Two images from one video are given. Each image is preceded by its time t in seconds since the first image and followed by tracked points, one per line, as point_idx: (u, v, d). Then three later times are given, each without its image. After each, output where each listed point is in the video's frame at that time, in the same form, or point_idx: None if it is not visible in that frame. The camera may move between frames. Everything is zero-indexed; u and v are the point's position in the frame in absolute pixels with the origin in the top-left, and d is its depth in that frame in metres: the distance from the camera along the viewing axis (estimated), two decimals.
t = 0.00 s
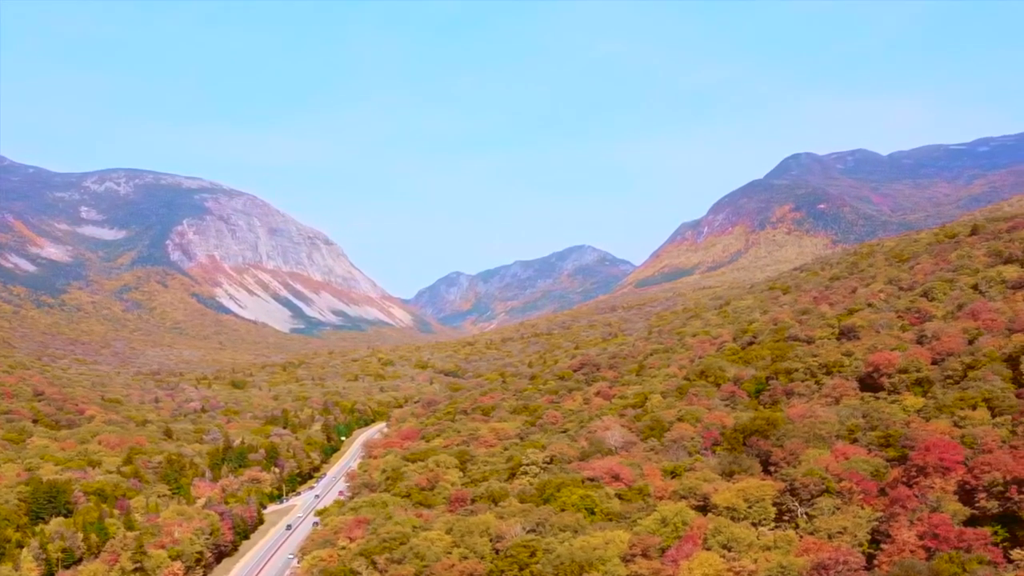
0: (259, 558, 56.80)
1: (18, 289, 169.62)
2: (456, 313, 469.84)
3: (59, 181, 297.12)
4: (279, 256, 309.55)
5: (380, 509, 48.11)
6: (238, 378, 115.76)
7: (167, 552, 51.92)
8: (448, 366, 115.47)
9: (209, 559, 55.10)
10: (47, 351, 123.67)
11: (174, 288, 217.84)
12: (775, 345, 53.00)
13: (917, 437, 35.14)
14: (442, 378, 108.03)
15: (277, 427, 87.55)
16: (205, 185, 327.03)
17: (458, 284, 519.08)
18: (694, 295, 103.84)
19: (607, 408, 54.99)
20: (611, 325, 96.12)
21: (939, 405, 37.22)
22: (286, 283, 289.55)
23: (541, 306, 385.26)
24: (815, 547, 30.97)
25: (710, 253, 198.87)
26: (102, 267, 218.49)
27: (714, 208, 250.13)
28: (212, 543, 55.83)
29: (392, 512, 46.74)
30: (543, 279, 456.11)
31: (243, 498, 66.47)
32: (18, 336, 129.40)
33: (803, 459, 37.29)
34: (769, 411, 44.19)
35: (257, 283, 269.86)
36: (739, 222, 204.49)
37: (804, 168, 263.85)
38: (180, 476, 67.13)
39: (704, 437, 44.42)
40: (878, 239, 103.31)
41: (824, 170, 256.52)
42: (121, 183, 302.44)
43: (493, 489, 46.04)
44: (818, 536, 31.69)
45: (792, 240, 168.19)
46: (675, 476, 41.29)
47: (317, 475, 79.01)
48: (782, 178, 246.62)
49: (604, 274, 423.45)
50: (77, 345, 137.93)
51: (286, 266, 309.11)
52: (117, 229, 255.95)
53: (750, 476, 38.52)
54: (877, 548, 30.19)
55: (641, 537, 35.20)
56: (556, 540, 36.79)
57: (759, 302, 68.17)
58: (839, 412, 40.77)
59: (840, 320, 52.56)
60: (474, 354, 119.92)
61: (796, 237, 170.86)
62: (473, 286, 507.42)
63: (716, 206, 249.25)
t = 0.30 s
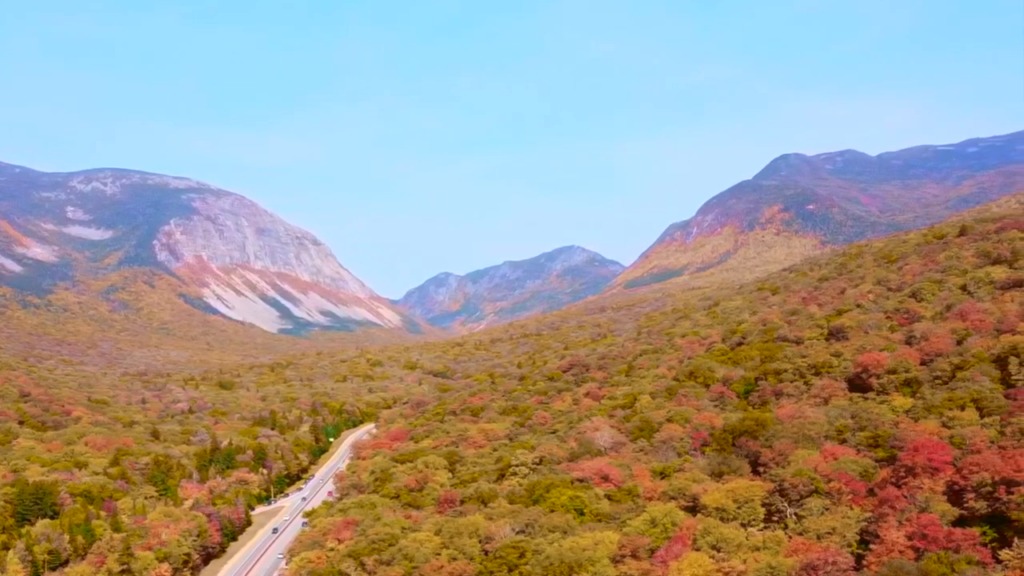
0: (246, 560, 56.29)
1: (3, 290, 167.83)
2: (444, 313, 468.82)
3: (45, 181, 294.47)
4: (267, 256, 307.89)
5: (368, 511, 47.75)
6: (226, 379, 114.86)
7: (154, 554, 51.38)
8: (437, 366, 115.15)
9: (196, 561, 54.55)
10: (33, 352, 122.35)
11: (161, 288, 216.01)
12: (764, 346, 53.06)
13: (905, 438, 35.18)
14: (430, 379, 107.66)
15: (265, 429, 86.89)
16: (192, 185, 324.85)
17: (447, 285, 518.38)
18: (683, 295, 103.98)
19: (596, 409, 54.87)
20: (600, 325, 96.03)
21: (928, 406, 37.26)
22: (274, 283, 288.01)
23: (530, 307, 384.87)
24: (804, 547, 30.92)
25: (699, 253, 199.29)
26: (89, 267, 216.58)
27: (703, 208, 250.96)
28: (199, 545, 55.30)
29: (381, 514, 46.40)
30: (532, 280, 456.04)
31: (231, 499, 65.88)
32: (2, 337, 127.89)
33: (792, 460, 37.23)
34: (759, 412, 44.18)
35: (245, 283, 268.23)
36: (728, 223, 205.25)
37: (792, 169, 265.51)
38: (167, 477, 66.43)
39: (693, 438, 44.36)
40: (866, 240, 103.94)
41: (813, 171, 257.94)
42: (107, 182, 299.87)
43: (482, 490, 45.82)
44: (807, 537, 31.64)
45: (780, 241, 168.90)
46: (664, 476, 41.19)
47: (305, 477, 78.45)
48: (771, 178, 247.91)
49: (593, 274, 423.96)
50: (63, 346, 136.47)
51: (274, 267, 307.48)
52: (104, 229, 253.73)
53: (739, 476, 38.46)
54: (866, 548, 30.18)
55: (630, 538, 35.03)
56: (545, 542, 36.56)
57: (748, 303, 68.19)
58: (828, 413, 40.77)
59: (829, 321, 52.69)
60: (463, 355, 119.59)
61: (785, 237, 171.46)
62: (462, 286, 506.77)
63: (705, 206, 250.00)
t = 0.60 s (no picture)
0: (237, 561, 55.88)
1: None
2: (436, 314, 468.04)
3: (36, 181, 292.46)
4: (259, 257, 306.71)
5: (360, 512, 47.48)
6: (217, 380, 114.18)
7: (144, 556, 50.95)
8: (429, 367, 114.87)
9: (186, 562, 54.16)
10: (21, 352, 121.33)
11: (152, 289, 214.70)
12: (757, 346, 53.13)
13: (898, 438, 35.17)
14: (422, 380, 107.39)
15: (256, 429, 86.40)
16: (183, 185, 323.24)
17: (439, 285, 517.73)
18: (675, 296, 104.17)
19: (588, 409, 54.79)
20: (593, 326, 96.08)
21: (921, 406, 37.26)
22: (265, 284, 286.92)
23: (522, 308, 384.48)
24: (796, 548, 30.85)
25: (691, 254, 199.66)
26: (79, 267, 215.25)
27: (695, 209, 251.43)
28: (190, 546, 54.92)
29: (373, 515, 46.13)
30: (524, 280, 455.99)
31: (222, 500, 65.42)
32: None
33: (784, 461, 37.20)
34: (751, 412, 44.15)
35: (236, 284, 267.09)
36: (720, 223, 205.79)
37: (785, 169, 267.07)
38: (158, 479, 65.95)
39: (685, 439, 44.33)
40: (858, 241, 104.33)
41: (805, 172, 259.01)
42: (97, 182, 297.91)
43: (475, 491, 45.64)
44: (800, 537, 31.59)
45: (772, 242, 169.59)
46: (657, 477, 41.12)
47: (297, 478, 78.06)
48: (764, 179, 248.82)
49: (585, 275, 424.16)
50: (54, 347, 135.53)
51: (265, 267, 306.27)
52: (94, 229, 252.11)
53: (732, 477, 38.41)
54: (858, 549, 30.15)
55: (622, 539, 34.90)
56: (537, 542, 36.40)
57: (741, 303, 68.18)
58: (820, 414, 40.79)
59: (821, 321, 52.79)
60: (455, 355, 119.42)
61: (777, 238, 172.03)
62: (454, 287, 506.24)
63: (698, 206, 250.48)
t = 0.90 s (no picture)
0: (226, 563, 55.43)
1: None
2: (427, 314, 467.33)
3: (24, 180, 289.96)
4: (248, 257, 305.36)
5: (351, 513, 47.16)
6: (207, 380, 113.45)
7: (133, 558, 50.47)
8: (419, 368, 114.57)
9: (176, 564, 53.69)
10: (9, 353, 120.27)
11: (141, 289, 213.21)
12: (748, 347, 53.20)
13: (889, 439, 35.21)
14: (413, 381, 107.04)
15: (246, 430, 85.88)
16: (173, 184, 321.41)
17: (430, 285, 517.14)
18: (666, 297, 104.46)
19: (580, 409, 54.68)
20: (583, 326, 96.20)
21: (912, 407, 37.34)
22: (255, 284, 285.67)
23: (513, 309, 384.35)
24: (787, 548, 30.82)
25: (682, 255, 200.10)
26: (68, 267, 213.64)
27: (686, 209, 252.15)
28: (179, 548, 54.45)
29: (364, 516, 45.83)
30: (515, 281, 455.90)
31: (212, 501, 64.95)
32: None
33: (775, 461, 37.17)
34: (742, 412, 44.19)
35: (225, 284, 265.75)
36: (711, 223, 206.43)
37: (775, 170, 268.67)
38: (148, 480, 65.41)
39: (676, 439, 44.29)
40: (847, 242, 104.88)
41: (796, 172, 260.06)
42: (86, 182, 295.73)
43: (466, 492, 45.43)
44: (791, 538, 31.56)
45: (763, 243, 170.41)
46: (648, 478, 41.03)
47: (287, 479, 77.66)
48: (754, 180, 249.92)
49: (576, 275, 424.39)
50: (42, 347, 134.49)
51: (255, 268, 304.98)
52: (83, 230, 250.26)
53: (723, 477, 38.38)
54: (849, 549, 30.16)
55: (614, 540, 34.75)
56: (529, 543, 36.21)
57: (731, 304, 68.25)
58: (811, 414, 40.83)
59: (812, 321, 52.88)
60: (446, 355, 119.25)
61: (767, 239, 172.75)
62: (444, 287, 505.66)
63: (689, 207, 251.14)
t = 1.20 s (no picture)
0: (218, 565, 55.05)
1: None
2: (419, 315, 466.80)
3: (14, 181, 288.19)
4: (240, 257, 304.14)
5: (344, 514, 46.92)
6: (199, 381, 112.85)
7: (124, 559, 50.02)
8: (412, 368, 114.35)
9: (167, 565, 53.29)
10: None
11: (132, 289, 211.90)
12: (741, 347, 53.26)
13: (882, 439, 35.19)
14: (405, 381, 106.77)
15: (238, 431, 85.44)
16: (164, 184, 319.94)
17: (422, 286, 516.65)
18: (659, 297, 104.76)
19: (573, 410, 54.58)
20: (576, 327, 96.27)
21: (904, 407, 37.36)
22: (246, 284, 284.63)
23: (505, 309, 384.26)
24: (780, 548, 30.75)
25: (675, 255, 200.41)
26: (59, 267, 212.37)
27: (679, 209, 252.85)
28: (171, 549, 54.06)
29: (356, 517, 45.58)
30: (507, 281, 455.95)
31: (204, 502, 64.54)
32: None
33: (767, 462, 37.13)
34: (735, 413, 44.17)
35: (217, 285, 264.64)
36: (704, 223, 206.98)
37: (767, 170, 270.45)
38: (139, 481, 64.92)
39: (669, 439, 44.21)
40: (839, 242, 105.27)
41: (788, 172, 261.25)
42: (77, 181, 294.01)
43: (458, 493, 45.22)
44: (784, 538, 31.52)
45: (755, 243, 171.18)
46: (641, 478, 40.94)
47: (279, 480, 77.29)
48: (747, 180, 251.22)
49: (568, 276, 424.78)
50: (32, 348, 133.55)
51: (247, 268, 303.87)
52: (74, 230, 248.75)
53: (716, 478, 38.31)
54: (842, 550, 30.13)
55: (607, 540, 34.62)
56: (521, 544, 36.05)
57: (724, 304, 68.35)
58: (804, 414, 40.84)
59: (805, 322, 52.95)
60: (439, 356, 119.14)
61: (760, 240, 173.34)
62: (437, 287, 505.19)
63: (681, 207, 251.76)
